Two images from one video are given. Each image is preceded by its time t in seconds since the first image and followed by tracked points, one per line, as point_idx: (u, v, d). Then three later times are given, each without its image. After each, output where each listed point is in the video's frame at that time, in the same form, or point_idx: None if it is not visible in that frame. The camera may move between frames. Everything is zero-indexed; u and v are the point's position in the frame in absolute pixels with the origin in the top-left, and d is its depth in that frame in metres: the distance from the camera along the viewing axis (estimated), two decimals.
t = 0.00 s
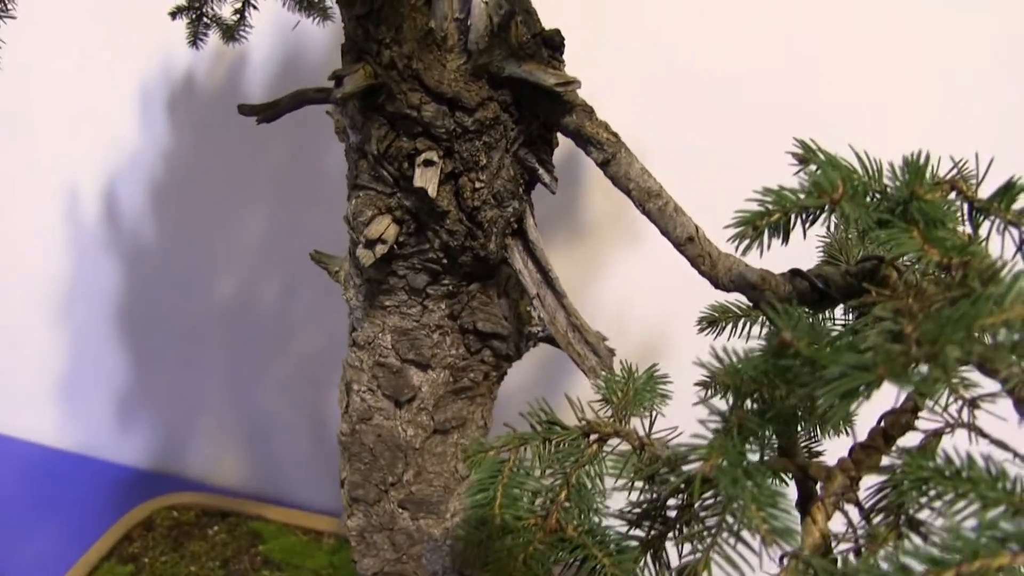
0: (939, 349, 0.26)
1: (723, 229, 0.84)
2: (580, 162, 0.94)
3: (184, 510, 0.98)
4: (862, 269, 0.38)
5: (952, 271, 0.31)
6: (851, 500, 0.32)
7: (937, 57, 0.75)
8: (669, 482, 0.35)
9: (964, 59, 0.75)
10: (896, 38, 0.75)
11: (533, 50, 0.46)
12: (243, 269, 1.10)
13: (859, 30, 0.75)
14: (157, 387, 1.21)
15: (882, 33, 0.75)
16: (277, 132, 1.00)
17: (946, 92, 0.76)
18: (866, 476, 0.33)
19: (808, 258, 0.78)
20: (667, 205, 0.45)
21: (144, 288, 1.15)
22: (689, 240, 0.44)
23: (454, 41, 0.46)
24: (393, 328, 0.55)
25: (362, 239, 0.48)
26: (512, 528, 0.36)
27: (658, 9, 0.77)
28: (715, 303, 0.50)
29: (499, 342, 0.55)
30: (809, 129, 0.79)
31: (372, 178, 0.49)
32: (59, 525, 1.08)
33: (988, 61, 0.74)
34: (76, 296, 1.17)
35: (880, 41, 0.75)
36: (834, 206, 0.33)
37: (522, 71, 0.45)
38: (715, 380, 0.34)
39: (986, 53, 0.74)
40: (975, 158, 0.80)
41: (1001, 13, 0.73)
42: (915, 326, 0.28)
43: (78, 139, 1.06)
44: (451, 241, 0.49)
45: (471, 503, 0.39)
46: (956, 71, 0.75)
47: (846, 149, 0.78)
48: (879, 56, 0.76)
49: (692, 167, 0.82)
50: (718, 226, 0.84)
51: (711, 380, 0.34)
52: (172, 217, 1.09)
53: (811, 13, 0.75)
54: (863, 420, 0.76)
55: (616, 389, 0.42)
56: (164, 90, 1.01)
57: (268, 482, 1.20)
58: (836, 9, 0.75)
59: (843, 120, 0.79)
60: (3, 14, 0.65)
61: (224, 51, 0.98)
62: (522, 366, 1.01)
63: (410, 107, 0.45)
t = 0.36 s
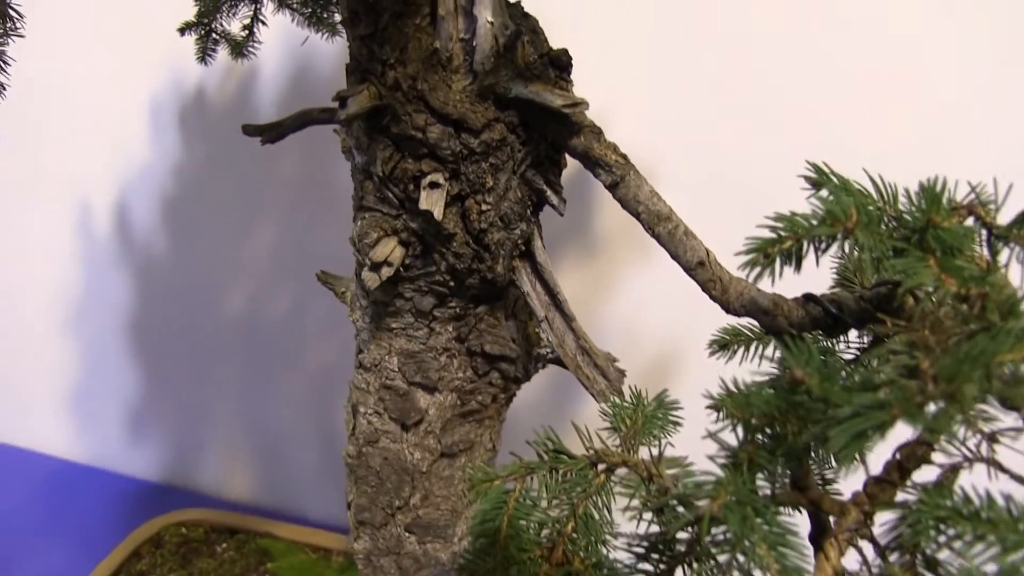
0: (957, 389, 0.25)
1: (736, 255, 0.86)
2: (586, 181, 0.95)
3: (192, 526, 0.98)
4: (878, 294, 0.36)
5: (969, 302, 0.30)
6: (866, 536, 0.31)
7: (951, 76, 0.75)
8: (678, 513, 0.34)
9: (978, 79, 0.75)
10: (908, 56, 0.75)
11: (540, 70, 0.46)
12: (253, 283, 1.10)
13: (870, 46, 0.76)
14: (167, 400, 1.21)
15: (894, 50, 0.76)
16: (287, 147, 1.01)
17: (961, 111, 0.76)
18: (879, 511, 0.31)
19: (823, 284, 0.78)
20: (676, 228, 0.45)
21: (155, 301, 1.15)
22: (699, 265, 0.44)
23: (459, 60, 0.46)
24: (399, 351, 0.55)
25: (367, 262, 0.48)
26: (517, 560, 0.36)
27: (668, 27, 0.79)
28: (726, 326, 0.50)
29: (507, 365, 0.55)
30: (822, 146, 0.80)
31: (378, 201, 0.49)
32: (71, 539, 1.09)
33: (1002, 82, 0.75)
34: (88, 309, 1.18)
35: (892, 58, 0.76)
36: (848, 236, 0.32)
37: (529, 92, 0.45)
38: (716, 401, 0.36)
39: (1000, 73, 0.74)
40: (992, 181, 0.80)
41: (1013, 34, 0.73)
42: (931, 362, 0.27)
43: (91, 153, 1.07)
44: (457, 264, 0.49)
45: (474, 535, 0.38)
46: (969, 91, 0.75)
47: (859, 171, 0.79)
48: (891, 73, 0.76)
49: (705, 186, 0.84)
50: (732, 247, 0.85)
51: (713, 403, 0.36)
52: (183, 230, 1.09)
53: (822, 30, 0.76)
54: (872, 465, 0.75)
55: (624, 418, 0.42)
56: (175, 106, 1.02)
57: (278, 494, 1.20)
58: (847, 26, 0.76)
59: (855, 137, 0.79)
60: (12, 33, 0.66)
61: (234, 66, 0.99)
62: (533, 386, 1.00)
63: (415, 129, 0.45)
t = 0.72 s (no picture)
0: (975, 412, 0.25)
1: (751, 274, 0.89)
2: (597, 193, 0.95)
3: (200, 537, 0.98)
4: (893, 310, 0.36)
5: (986, 320, 0.29)
6: (880, 558, 0.30)
7: (966, 88, 0.74)
8: (689, 531, 0.33)
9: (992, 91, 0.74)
10: (923, 66, 0.75)
11: (550, 83, 0.46)
12: (260, 293, 1.10)
13: (883, 56, 0.75)
14: (175, 409, 1.21)
15: (908, 60, 0.75)
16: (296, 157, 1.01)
17: (974, 123, 0.76)
18: (893, 533, 0.30)
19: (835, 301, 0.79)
20: (688, 242, 0.45)
21: (163, 310, 1.16)
22: (711, 279, 0.44)
23: (469, 72, 0.46)
24: (407, 365, 0.54)
25: (375, 275, 0.48)
26: None
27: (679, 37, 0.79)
28: (738, 341, 0.49)
29: (516, 379, 0.55)
30: (835, 157, 0.79)
31: (386, 213, 0.49)
32: (79, 549, 1.08)
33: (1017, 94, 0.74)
34: (96, 319, 1.18)
35: (904, 65, 0.75)
36: (863, 251, 0.31)
37: (539, 104, 0.45)
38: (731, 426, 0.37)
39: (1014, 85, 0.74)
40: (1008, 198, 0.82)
41: None
42: (949, 384, 0.26)
43: (101, 163, 1.07)
44: (466, 277, 0.49)
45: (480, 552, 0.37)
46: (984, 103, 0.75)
47: (874, 185, 0.78)
48: (905, 84, 0.76)
49: (717, 198, 0.83)
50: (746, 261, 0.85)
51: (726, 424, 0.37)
52: (191, 240, 1.10)
53: (835, 40, 0.76)
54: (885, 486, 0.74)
55: (635, 435, 0.41)
56: (185, 116, 1.02)
57: (286, 505, 1.20)
58: (859, 33, 0.75)
59: (869, 147, 0.78)
60: (22, 44, 0.66)
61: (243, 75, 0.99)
62: (542, 399, 1.00)
63: (424, 141, 0.45)
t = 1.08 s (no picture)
0: (962, 419, 0.25)
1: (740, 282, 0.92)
2: (594, 206, 0.95)
3: (199, 548, 0.98)
4: (886, 319, 0.36)
5: (974, 330, 0.30)
6: (873, 565, 0.31)
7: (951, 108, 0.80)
8: (685, 540, 0.33)
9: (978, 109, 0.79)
10: (913, 85, 0.80)
11: (547, 95, 0.46)
12: (260, 303, 1.11)
13: (875, 76, 0.81)
14: (175, 419, 1.22)
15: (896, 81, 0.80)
16: (298, 168, 1.02)
17: (962, 137, 0.81)
18: (886, 540, 0.31)
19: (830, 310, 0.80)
20: (683, 253, 0.45)
21: (163, 320, 1.16)
22: (706, 290, 0.44)
23: (466, 86, 0.47)
24: (406, 375, 0.55)
25: (373, 285, 0.48)
26: None
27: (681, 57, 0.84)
28: (734, 350, 0.50)
29: (514, 389, 0.55)
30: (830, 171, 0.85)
31: (384, 224, 0.50)
32: (78, 560, 1.08)
33: (998, 114, 0.79)
34: (96, 329, 1.18)
35: (902, 71, 0.80)
36: (854, 263, 0.32)
37: (535, 117, 0.45)
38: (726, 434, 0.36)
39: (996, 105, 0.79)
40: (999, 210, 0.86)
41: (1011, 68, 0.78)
42: (937, 392, 0.27)
43: (102, 174, 1.08)
44: (464, 288, 0.50)
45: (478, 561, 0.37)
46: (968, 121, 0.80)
47: (867, 198, 0.83)
48: (897, 100, 0.81)
49: (715, 208, 0.89)
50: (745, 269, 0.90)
51: (721, 433, 0.37)
52: (192, 251, 1.10)
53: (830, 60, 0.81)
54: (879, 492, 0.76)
55: (631, 445, 0.42)
56: (185, 128, 1.03)
57: (286, 515, 1.20)
58: (858, 41, 0.80)
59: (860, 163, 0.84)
60: (27, 56, 0.67)
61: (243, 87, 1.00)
62: (541, 409, 1.00)
63: (422, 153, 0.46)
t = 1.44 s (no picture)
0: (944, 429, 0.26)
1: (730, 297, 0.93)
2: (588, 225, 0.97)
3: (193, 565, 0.97)
4: (873, 333, 0.37)
5: (957, 344, 0.31)
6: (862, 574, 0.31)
7: (931, 130, 0.83)
8: (677, 550, 0.34)
9: (958, 131, 0.83)
10: (903, 89, 0.83)
11: (541, 116, 0.48)
12: (256, 318, 1.11)
13: (861, 98, 0.84)
14: (169, 436, 1.21)
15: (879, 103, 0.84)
16: (295, 186, 1.03)
17: (956, 143, 0.83)
18: (873, 548, 0.32)
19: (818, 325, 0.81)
20: (674, 270, 0.46)
21: (158, 336, 1.16)
22: (697, 306, 0.45)
23: (463, 107, 0.47)
24: (402, 390, 0.56)
25: (371, 302, 0.49)
26: None
27: (674, 76, 0.87)
28: (725, 365, 0.51)
29: (509, 405, 0.56)
30: (815, 189, 0.87)
31: (382, 242, 0.51)
32: None
33: (975, 137, 0.83)
34: (90, 345, 1.18)
35: (893, 75, 0.82)
36: (840, 278, 0.32)
37: (530, 137, 0.46)
38: (717, 448, 0.37)
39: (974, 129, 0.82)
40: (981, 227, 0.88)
41: (988, 93, 0.81)
42: (921, 402, 0.28)
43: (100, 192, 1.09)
44: (460, 305, 0.51)
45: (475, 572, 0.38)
46: (947, 142, 0.83)
47: (852, 216, 0.86)
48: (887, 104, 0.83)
49: (706, 225, 0.91)
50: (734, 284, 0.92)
51: (713, 447, 0.37)
52: (188, 267, 1.11)
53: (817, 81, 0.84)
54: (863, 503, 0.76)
55: (624, 457, 0.43)
56: (182, 146, 1.04)
57: (281, 532, 1.19)
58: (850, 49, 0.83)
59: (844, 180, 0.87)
60: (29, 76, 0.68)
61: (240, 106, 1.02)
62: (534, 425, 1.01)
63: (419, 172, 0.47)
